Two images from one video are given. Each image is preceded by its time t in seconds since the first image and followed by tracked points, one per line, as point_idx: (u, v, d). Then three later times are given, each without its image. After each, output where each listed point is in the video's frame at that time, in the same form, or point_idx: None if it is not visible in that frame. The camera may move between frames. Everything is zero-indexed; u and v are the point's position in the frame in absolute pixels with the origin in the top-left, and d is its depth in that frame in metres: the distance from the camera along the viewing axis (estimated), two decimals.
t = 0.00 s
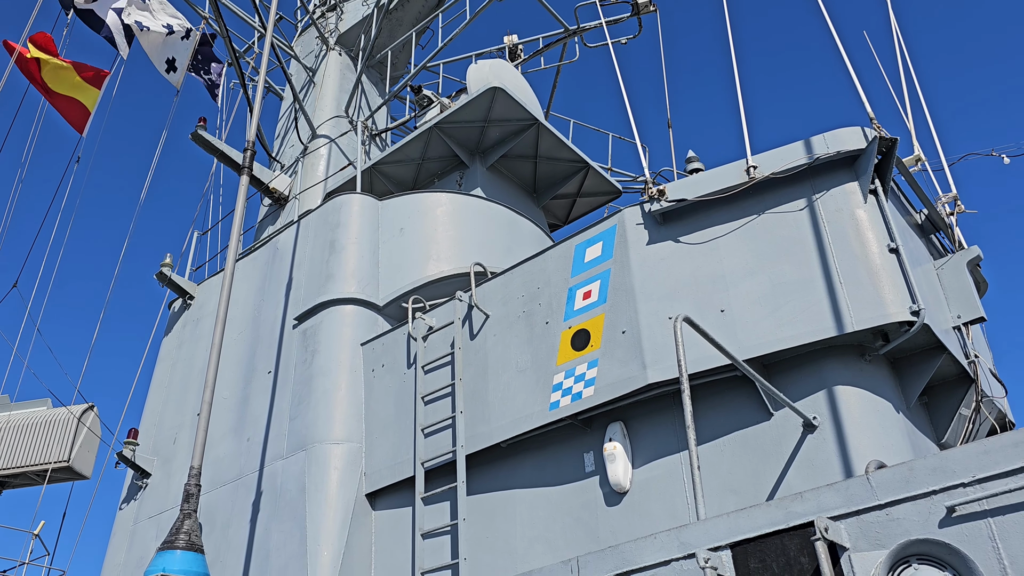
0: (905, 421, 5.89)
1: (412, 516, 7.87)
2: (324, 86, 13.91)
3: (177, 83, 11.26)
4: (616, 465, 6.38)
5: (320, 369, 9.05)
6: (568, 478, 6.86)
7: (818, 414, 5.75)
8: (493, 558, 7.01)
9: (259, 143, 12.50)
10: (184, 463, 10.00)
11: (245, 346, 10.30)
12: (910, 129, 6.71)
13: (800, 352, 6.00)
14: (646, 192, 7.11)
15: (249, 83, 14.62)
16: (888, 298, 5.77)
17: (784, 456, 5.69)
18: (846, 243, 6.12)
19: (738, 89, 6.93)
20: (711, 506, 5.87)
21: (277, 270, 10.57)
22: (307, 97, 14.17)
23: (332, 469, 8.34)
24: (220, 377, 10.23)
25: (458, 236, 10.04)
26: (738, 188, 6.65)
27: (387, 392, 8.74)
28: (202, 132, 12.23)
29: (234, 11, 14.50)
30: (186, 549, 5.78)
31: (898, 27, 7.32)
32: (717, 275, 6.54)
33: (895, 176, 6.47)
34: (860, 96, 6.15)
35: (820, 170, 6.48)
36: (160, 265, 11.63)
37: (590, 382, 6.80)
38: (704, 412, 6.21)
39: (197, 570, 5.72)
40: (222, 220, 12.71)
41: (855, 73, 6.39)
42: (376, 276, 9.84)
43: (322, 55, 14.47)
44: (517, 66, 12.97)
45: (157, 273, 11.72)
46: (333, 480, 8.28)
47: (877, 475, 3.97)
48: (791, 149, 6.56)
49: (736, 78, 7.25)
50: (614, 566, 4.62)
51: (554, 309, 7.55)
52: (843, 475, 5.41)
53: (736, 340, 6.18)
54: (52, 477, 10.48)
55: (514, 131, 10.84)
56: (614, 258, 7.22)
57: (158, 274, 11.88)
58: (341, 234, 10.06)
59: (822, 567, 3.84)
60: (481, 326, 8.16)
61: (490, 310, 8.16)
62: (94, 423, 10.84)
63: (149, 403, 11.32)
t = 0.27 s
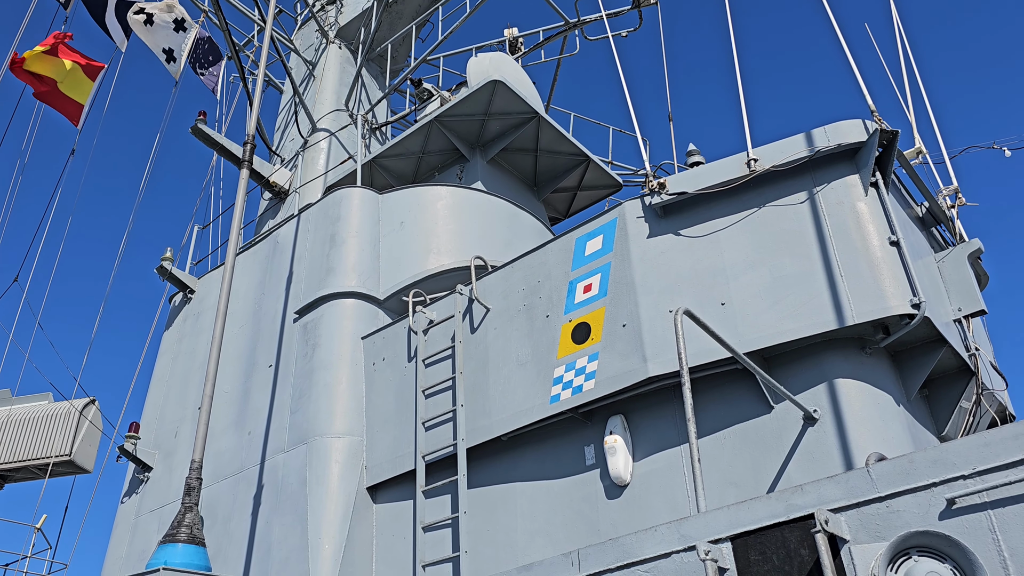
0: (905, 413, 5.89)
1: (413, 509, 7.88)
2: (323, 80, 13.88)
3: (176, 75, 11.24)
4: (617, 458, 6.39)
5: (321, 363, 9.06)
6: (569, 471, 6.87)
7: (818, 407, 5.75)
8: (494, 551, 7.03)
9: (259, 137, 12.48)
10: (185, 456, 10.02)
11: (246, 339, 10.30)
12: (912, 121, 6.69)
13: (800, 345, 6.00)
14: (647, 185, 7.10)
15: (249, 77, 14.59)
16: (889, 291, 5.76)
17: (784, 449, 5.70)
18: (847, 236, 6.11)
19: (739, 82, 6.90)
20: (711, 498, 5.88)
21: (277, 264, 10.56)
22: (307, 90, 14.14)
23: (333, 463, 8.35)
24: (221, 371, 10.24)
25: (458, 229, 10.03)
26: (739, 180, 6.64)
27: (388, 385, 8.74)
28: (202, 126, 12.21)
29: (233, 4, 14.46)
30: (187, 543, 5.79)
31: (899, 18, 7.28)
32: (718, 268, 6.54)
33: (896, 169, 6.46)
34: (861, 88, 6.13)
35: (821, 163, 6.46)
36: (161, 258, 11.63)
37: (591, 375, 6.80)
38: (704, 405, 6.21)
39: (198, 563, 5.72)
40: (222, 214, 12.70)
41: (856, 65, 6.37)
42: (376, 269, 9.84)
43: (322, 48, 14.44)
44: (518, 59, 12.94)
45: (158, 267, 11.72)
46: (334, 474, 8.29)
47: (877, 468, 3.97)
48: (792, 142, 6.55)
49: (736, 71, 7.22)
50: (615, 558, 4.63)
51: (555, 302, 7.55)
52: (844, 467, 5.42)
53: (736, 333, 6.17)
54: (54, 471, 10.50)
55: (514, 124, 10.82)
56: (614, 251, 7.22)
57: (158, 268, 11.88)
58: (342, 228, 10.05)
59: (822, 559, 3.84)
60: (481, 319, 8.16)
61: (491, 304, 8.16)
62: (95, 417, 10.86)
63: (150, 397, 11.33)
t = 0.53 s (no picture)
0: (908, 412, 5.89)
1: (416, 508, 7.89)
2: (325, 80, 13.89)
3: (177, 77, 11.26)
4: (619, 457, 6.39)
5: (323, 363, 9.07)
6: (571, 470, 6.88)
7: (820, 405, 5.75)
8: (496, 550, 7.03)
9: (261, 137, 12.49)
10: (188, 456, 10.04)
11: (248, 339, 10.32)
12: (914, 119, 6.68)
13: (802, 344, 5.99)
14: (649, 183, 7.10)
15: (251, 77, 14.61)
16: (890, 289, 5.76)
17: (786, 448, 5.70)
18: (849, 234, 6.10)
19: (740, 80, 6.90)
20: (714, 497, 5.88)
21: (279, 264, 10.58)
22: (309, 90, 14.15)
23: (336, 462, 8.37)
24: (224, 371, 10.25)
25: (460, 229, 10.04)
26: (741, 179, 6.64)
27: (390, 385, 8.75)
28: (203, 126, 12.23)
29: (235, 4, 14.48)
30: (190, 542, 5.81)
31: (901, 16, 7.27)
32: (720, 267, 6.53)
33: (898, 167, 6.45)
34: (862, 86, 6.12)
35: (823, 161, 6.46)
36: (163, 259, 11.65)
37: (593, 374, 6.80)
38: (707, 404, 6.21)
39: (201, 563, 5.73)
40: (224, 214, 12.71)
41: (858, 63, 6.36)
42: (378, 269, 9.84)
43: (324, 48, 14.45)
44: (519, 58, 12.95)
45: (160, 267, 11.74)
46: (337, 473, 8.30)
47: (879, 466, 3.97)
48: (794, 140, 6.54)
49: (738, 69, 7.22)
50: (617, 557, 4.63)
51: (557, 301, 7.56)
52: (846, 466, 5.41)
53: (738, 332, 6.17)
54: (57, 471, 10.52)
55: (516, 123, 10.83)
56: (616, 250, 7.22)
57: (161, 268, 11.90)
58: (343, 228, 10.06)
59: (824, 557, 3.84)
60: (483, 318, 8.16)
61: (493, 303, 8.17)
62: (98, 417, 10.88)
63: (153, 397, 11.36)
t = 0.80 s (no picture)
0: (920, 418, 5.86)
1: (427, 517, 7.89)
2: (334, 90, 13.98)
3: (187, 86, 11.34)
4: (630, 464, 6.38)
5: (334, 372, 9.10)
6: (582, 478, 6.86)
7: (832, 412, 5.72)
8: (508, 559, 7.02)
9: (271, 147, 12.58)
10: (200, 466, 10.07)
11: (259, 349, 10.36)
12: (923, 124, 6.66)
13: (813, 350, 5.98)
14: (657, 191, 7.11)
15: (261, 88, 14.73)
16: (902, 295, 5.74)
17: (798, 455, 5.67)
18: (859, 240, 6.09)
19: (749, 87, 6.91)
20: (725, 505, 5.86)
21: (289, 274, 10.63)
22: (318, 100, 14.24)
23: (347, 471, 8.38)
24: (235, 381, 10.29)
25: (469, 237, 10.07)
26: (750, 185, 6.63)
27: (401, 394, 8.77)
28: (214, 137, 12.33)
29: (244, 16, 14.61)
30: (202, 552, 5.82)
31: (909, 21, 7.27)
32: (729, 274, 6.53)
33: (908, 172, 6.43)
34: (871, 91, 6.12)
35: (832, 167, 6.45)
36: (174, 269, 11.73)
37: (603, 382, 6.80)
38: (717, 411, 6.20)
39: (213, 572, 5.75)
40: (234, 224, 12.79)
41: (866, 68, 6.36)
42: (388, 278, 9.88)
43: (333, 59, 14.55)
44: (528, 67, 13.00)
45: (172, 277, 11.81)
46: (348, 482, 8.31)
47: (891, 472, 3.95)
48: (803, 146, 6.54)
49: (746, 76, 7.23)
50: (628, 565, 4.61)
51: (566, 309, 7.56)
52: (858, 472, 5.38)
53: (749, 339, 6.16)
54: (70, 481, 10.58)
55: (524, 131, 10.86)
56: (625, 258, 7.22)
57: (172, 279, 11.98)
58: (353, 237, 10.10)
59: (836, 565, 3.82)
60: (493, 326, 8.17)
61: (503, 311, 8.18)
62: (110, 427, 10.95)
63: (165, 406, 11.41)
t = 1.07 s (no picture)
0: (945, 432, 5.78)
1: (447, 536, 7.87)
2: (352, 111, 14.13)
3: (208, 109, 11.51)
4: (651, 481, 6.34)
5: (354, 390, 9.13)
6: (602, 495, 6.83)
7: (855, 426, 5.67)
8: None
9: (289, 168, 12.72)
10: (221, 485, 10.12)
11: (279, 368, 10.43)
12: (941, 134, 6.63)
13: (835, 364, 5.93)
14: (674, 206, 7.11)
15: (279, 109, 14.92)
16: (923, 307, 5.69)
17: (821, 470, 5.62)
18: (879, 252, 6.05)
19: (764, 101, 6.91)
20: (748, 522, 5.80)
21: (309, 293, 10.71)
22: (336, 121, 14.40)
23: (367, 490, 8.39)
24: (256, 400, 10.36)
25: (487, 255, 10.11)
26: (767, 200, 6.63)
27: (420, 411, 8.78)
28: (233, 159, 12.49)
29: (263, 40, 14.83)
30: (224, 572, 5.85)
31: (925, 32, 7.25)
32: (748, 288, 6.51)
33: (927, 184, 6.40)
34: (888, 104, 6.10)
35: (850, 180, 6.43)
36: (195, 290, 11.85)
37: (622, 398, 6.78)
38: (738, 427, 6.16)
39: None
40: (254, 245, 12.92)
41: (882, 80, 6.34)
42: (407, 296, 9.93)
43: (350, 80, 14.71)
44: (543, 85, 13.08)
45: (193, 298, 11.94)
46: (368, 501, 8.32)
47: (915, 487, 3.91)
48: (820, 160, 6.53)
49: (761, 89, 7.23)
50: None
51: (585, 325, 7.56)
52: (883, 487, 5.32)
53: (769, 353, 6.12)
54: (93, 502, 10.66)
55: (541, 149, 10.91)
56: (643, 273, 7.22)
57: (193, 299, 12.11)
58: (371, 256, 10.17)
59: None
60: (511, 343, 8.18)
61: (521, 328, 8.18)
62: (132, 448, 11.04)
63: (186, 426, 11.50)
